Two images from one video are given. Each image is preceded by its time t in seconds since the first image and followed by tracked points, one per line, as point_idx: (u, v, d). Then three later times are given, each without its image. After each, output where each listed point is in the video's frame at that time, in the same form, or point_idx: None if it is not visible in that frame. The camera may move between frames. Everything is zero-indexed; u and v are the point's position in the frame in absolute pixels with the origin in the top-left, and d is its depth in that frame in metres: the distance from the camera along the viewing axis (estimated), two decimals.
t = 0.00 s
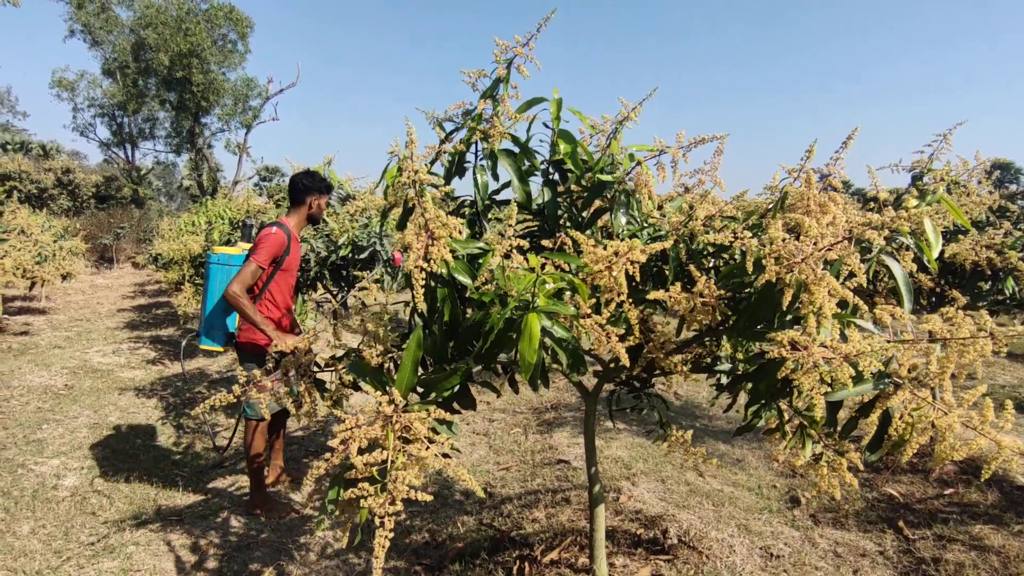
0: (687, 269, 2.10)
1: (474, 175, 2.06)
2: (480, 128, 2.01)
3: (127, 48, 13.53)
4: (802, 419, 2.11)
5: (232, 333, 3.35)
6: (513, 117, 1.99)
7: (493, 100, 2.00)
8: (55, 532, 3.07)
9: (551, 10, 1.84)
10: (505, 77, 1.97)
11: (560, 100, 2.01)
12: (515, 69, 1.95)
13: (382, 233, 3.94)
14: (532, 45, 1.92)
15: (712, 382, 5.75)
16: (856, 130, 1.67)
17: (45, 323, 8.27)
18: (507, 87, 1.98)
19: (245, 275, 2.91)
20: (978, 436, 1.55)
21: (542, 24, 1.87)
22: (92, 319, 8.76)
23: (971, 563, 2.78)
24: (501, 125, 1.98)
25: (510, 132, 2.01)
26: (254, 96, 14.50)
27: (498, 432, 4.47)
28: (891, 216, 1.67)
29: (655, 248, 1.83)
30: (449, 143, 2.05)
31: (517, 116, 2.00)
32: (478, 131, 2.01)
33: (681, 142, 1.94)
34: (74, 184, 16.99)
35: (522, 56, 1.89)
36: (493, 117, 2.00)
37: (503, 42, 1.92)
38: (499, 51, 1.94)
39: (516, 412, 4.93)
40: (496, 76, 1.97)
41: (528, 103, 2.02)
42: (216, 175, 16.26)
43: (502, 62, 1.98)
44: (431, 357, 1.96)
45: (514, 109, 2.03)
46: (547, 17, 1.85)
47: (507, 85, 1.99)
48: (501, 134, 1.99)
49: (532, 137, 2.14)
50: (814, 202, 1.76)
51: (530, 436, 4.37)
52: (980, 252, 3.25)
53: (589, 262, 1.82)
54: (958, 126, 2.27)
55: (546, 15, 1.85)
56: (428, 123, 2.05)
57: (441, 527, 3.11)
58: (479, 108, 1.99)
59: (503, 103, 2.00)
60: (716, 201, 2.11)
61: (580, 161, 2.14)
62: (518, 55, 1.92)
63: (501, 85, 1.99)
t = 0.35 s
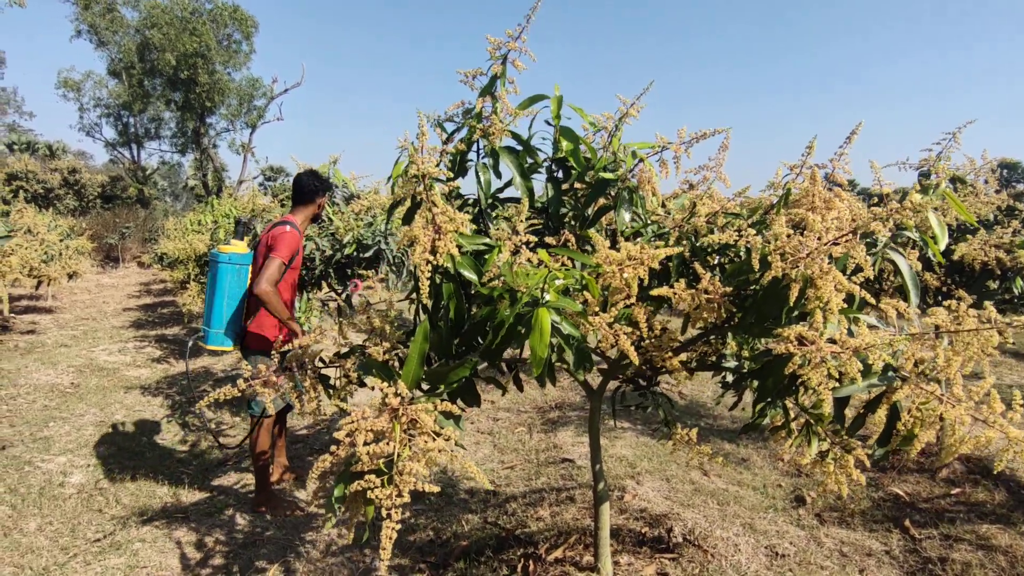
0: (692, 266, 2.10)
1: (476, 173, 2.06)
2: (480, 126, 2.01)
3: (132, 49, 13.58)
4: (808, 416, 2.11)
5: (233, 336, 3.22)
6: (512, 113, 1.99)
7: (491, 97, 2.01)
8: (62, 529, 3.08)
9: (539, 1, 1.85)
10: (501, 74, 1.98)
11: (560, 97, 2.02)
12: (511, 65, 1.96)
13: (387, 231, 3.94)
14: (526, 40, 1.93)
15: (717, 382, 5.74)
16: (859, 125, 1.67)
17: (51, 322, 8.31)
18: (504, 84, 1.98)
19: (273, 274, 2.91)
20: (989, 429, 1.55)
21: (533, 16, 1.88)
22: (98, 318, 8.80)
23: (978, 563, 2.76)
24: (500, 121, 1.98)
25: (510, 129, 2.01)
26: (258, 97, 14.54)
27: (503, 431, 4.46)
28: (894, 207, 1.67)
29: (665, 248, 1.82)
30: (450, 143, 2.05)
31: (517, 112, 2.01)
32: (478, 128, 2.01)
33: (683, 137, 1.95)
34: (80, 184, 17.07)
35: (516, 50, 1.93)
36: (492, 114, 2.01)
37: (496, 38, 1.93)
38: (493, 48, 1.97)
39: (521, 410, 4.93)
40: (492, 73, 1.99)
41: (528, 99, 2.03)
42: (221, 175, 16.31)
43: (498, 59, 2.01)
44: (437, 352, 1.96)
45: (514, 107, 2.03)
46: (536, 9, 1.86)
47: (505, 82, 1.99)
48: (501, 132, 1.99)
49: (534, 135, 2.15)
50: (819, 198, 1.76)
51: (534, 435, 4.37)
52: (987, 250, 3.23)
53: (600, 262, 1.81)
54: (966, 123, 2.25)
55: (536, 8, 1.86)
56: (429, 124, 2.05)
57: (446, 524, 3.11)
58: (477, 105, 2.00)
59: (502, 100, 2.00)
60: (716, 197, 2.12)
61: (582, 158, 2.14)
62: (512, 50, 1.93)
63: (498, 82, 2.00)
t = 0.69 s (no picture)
0: (694, 266, 2.11)
1: (480, 174, 2.06)
2: (485, 127, 2.02)
3: (136, 52, 13.63)
4: (811, 416, 2.11)
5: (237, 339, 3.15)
6: (518, 115, 2.00)
7: (497, 99, 2.02)
8: (68, 531, 3.10)
9: (551, 5, 1.88)
10: (508, 75, 1.99)
11: (565, 99, 2.03)
12: (519, 67, 1.97)
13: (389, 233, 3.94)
14: (535, 42, 1.95)
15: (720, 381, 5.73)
16: (859, 125, 1.67)
17: (56, 325, 8.35)
18: (511, 85, 2.00)
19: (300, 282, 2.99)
20: (993, 430, 1.54)
21: (543, 20, 1.91)
22: (103, 321, 8.84)
23: (983, 563, 2.75)
24: (506, 123, 1.99)
25: (515, 131, 2.02)
26: (261, 99, 14.58)
27: (506, 432, 4.47)
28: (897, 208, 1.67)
29: (666, 248, 1.83)
30: (455, 142, 2.07)
31: (522, 114, 2.02)
32: (483, 129, 2.02)
33: (682, 138, 1.97)
34: (85, 187, 17.13)
35: (524, 53, 1.95)
36: (498, 116, 2.02)
37: (506, 39, 1.95)
38: (501, 50, 1.98)
39: (524, 411, 4.94)
40: (500, 75, 2.00)
41: (533, 101, 2.04)
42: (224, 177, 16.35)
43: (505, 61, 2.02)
44: (439, 355, 1.97)
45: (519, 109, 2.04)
46: (547, 13, 1.89)
47: (512, 84, 2.01)
48: (507, 133, 2.00)
49: (539, 137, 2.16)
50: (820, 198, 1.75)
51: (537, 436, 4.38)
52: (991, 249, 3.22)
53: (599, 261, 1.82)
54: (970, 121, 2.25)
55: (547, 11, 1.89)
56: (434, 123, 2.07)
57: (449, 526, 3.12)
58: (484, 107, 2.01)
59: (508, 101, 2.01)
60: (720, 199, 2.09)
61: (585, 160, 2.15)
62: (521, 52, 1.95)
63: (505, 84, 2.01)
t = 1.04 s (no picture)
0: (691, 267, 2.12)
1: (477, 176, 2.07)
2: (482, 129, 2.03)
3: (136, 53, 13.65)
4: (808, 417, 2.11)
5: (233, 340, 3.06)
6: (514, 117, 2.01)
7: (493, 101, 2.02)
8: (68, 533, 3.10)
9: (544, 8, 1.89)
10: (504, 78, 2.00)
11: (561, 101, 2.04)
12: (514, 70, 1.98)
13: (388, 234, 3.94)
14: (530, 45, 1.97)
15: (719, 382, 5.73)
16: (859, 127, 1.68)
17: (56, 327, 8.35)
18: (506, 87, 2.00)
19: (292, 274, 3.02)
20: (988, 431, 1.55)
21: (538, 22, 1.92)
22: (103, 322, 8.84)
23: (982, 563, 2.76)
24: (503, 125, 2.00)
25: (512, 133, 2.03)
26: (261, 100, 14.59)
27: (505, 433, 4.47)
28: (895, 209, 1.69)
29: (661, 250, 1.83)
30: (452, 145, 2.08)
31: (518, 116, 2.03)
32: (480, 132, 2.03)
33: (675, 139, 2.01)
34: (85, 189, 17.14)
35: (520, 55, 1.96)
36: (494, 118, 2.02)
37: (501, 42, 1.96)
38: (497, 53, 1.99)
39: (523, 412, 4.94)
40: (495, 77, 2.00)
41: (529, 103, 2.05)
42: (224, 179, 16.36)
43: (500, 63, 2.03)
44: (438, 357, 1.97)
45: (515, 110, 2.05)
46: (541, 16, 1.90)
47: (507, 86, 2.01)
48: (503, 136, 2.01)
49: (535, 139, 2.16)
50: (819, 199, 1.76)
51: (537, 437, 4.38)
52: (988, 249, 3.23)
53: (595, 263, 1.82)
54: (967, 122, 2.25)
55: (541, 14, 1.90)
56: (431, 126, 2.08)
57: (449, 527, 3.12)
58: (480, 109, 2.01)
59: (504, 103, 2.01)
60: (716, 201, 2.10)
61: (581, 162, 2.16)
62: (516, 55, 1.96)
63: (501, 86, 2.02)
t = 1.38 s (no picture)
0: (684, 267, 2.13)
1: (469, 178, 2.08)
2: (472, 131, 2.04)
3: (131, 54, 13.62)
4: (802, 417, 2.12)
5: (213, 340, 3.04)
6: (505, 118, 2.02)
7: (483, 103, 2.03)
8: (62, 534, 3.09)
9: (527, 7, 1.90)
10: (492, 79, 2.01)
11: (551, 101, 2.05)
12: (502, 71, 1.99)
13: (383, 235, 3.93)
14: (517, 46, 1.99)
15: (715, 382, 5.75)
16: (839, 124, 1.68)
17: (51, 328, 8.31)
18: (495, 89, 2.02)
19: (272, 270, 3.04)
20: (979, 426, 1.56)
21: (522, 22, 1.94)
22: (98, 323, 8.80)
23: (975, 562, 2.78)
24: (494, 126, 2.01)
25: (502, 134, 2.04)
26: (257, 101, 14.56)
27: (501, 433, 4.48)
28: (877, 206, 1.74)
29: (654, 250, 1.84)
30: (443, 147, 2.09)
31: (508, 116, 2.04)
32: (471, 133, 2.04)
33: (663, 137, 2.06)
34: (80, 190, 17.07)
35: (506, 56, 1.98)
36: (484, 120, 2.04)
37: (487, 44, 1.98)
38: (484, 54, 2.01)
39: (519, 413, 4.95)
40: (483, 79, 2.02)
41: (519, 104, 2.06)
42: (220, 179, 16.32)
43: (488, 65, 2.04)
44: (432, 358, 1.97)
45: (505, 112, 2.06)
46: (524, 15, 1.91)
47: (496, 87, 2.03)
48: (494, 137, 2.02)
49: (527, 139, 2.17)
50: (803, 199, 1.77)
51: (532, 437, 4.38)
52: (981, 250, 3.25)
53: (589, 265, 1.83)
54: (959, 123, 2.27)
55: (524, 14, 1.91)
56: (423, 129, 2.10)
57: (444, 527, 3.12)
58: (470, 111, 2.02)
59: (494, 105, 2.02)
60: (708, 200, 2.09)
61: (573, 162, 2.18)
62: (503, 55, 1.98)
63: (489, 88, 2.03)
